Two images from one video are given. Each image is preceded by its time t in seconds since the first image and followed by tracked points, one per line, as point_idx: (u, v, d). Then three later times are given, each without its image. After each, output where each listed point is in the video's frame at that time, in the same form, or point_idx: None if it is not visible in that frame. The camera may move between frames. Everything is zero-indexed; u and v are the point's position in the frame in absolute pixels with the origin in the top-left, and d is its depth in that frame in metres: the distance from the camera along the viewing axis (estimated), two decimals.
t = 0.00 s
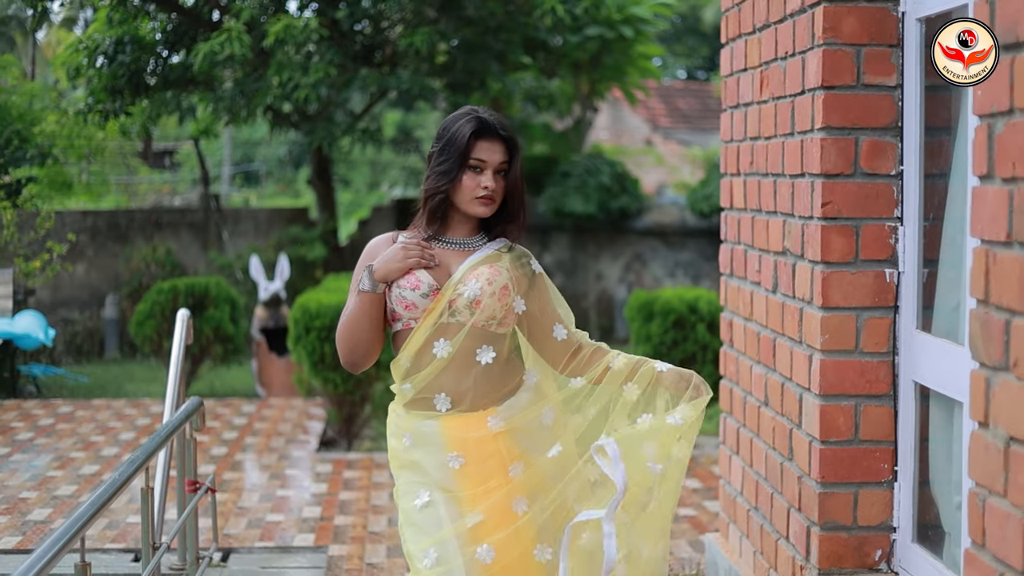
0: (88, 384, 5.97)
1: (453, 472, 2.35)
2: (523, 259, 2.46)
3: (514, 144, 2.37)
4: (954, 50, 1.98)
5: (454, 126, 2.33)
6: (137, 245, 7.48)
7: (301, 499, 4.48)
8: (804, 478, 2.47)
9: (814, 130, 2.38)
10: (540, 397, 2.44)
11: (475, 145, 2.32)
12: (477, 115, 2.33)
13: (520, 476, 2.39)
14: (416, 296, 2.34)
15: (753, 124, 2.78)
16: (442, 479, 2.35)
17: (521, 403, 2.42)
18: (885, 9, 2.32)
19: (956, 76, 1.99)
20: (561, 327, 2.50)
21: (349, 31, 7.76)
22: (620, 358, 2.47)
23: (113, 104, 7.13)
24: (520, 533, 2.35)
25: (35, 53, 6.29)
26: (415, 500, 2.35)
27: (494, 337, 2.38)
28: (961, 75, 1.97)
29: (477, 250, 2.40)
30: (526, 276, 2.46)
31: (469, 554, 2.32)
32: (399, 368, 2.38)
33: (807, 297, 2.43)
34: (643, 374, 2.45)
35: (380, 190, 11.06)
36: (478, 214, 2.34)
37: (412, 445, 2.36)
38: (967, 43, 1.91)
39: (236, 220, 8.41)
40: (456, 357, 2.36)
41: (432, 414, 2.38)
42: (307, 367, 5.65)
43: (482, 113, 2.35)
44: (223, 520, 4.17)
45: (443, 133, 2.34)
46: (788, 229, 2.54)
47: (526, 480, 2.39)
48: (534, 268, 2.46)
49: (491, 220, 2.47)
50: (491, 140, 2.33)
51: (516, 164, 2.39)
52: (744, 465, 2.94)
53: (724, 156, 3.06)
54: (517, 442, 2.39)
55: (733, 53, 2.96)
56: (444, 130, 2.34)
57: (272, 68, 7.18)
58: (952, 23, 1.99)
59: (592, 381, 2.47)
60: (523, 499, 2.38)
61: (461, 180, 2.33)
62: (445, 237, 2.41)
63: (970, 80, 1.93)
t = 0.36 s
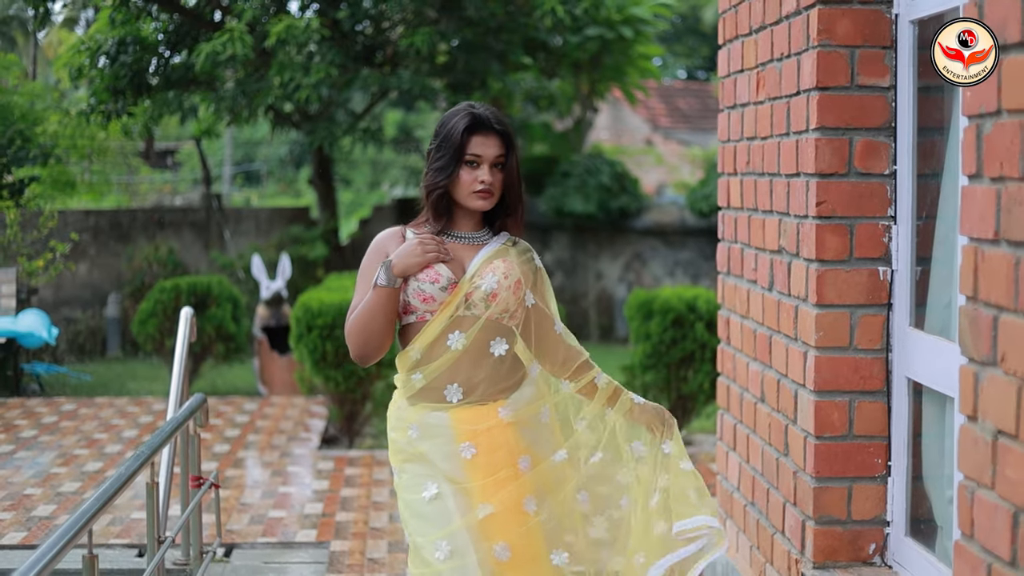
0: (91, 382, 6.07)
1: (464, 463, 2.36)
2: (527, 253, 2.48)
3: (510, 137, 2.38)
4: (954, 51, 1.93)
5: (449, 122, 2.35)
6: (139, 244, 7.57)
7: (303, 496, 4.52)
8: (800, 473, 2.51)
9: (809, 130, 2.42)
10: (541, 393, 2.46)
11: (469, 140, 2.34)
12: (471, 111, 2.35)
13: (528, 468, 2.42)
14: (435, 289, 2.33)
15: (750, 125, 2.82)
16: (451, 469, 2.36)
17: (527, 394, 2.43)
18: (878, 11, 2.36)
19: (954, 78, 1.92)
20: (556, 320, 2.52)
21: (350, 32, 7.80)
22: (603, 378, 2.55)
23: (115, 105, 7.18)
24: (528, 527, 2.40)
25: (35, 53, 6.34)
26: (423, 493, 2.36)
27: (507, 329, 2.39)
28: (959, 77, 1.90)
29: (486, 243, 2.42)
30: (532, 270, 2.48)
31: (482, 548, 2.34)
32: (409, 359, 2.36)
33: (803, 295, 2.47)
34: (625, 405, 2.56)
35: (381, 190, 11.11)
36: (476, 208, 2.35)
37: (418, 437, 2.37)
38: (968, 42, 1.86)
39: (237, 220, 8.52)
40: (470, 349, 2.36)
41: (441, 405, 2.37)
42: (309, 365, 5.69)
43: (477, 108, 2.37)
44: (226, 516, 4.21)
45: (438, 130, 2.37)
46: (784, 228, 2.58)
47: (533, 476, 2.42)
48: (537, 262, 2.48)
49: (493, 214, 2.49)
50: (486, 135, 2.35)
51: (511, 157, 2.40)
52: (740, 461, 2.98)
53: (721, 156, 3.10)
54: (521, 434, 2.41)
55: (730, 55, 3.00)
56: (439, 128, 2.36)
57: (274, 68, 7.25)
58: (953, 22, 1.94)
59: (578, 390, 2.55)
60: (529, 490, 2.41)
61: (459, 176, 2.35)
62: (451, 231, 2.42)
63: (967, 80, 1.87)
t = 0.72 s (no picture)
0: (95, 378, 6.13)
1: (474, 461, 2.39)
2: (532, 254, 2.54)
3: (510, 137, 2.42)
4: (953, 52, 1.85)
5: (449, 125, 2.38)
6: (141, 241, 7.84)
7: (305, 491, 4.57)
8: (795, 467, 2.56)
9: (805, 131, 2.46)
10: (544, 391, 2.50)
11: (470, 142, 2.38)
12: (471, 113, 2.39)
13: (534, 468, 2.45)
14: (452, 285, 2.37)
15: (748, 125, 2.86)
16: (460, 468, 2.39)
17: (533, 393, 2.47)
18: (873, 14, 2.40)
19: (953, 79, 1.83)
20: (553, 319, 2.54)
21: (352, 30, 7.84)
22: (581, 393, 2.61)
23: (117, 102, 7.20)
24: (533, 529, 2.43)
25: (37, 50, 6.36)
26: (433, 493, 2.39)
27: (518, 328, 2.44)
28: (959, 76, 1.81)
29: (496, 243, 2.46)
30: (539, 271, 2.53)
31: (490, 549, 2.39)
32: (421, 354, 2.39)
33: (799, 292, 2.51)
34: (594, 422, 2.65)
35: (382, 187, 11.17)
36: (480, 207, 2.40)
37: (428, 434, 2.39)
38: (968, 42, 1.79)
39: (239, 218, 8.62)
40: (483, 346, 2.40)
41: (451, 402, 2.41)
42: (312, 361, 5.75)
43: (476, 110, 2.41)
44: (230, 510, 4.26)
45: (439, 133, 2.41)
46: (781, 226, 2.63)
47: (539, 476, 2.46)
48: (542, 263, 2.53)
49: (498, 213, 2.53)
50: (487, 135, 2.38)
51: (512, 156, 2.44)
52: (737, 456, 3.03)
53: (720, 155, 3.14)
54: (529, 433, 2.45)
55: (728, 56, 3.05)
56: (440, 131, 2.40)
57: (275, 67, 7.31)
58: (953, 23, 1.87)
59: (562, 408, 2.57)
60: (534, 489, 2.45)
61: (462, 177, 2.39)
62: (461, 231, 2.45)
63: (968, 80, 1.78)
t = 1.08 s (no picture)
0: (107, 376, 6.19)
1: (489, 456, 2.44)
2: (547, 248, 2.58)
3: (519, 135, 2.47)
4: (954, 52, 1.88)
5: (458, 125, 2.44)
6: (152, 240, 7.78)
7: (316, 487, 4.63)
8: (799, 461, 2.60)
9: (809, 131, 2.50)
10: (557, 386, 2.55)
11: (479, 141, 2.43)
12: (480, 112, 2.44)
13: (547, 466, 2.50)
14: (471, 278, 2.42)
15: (753, 125, 2.90)
16: (474, 462, 2.43)
17: (547, 389, 2.51)
18: (875, 16, 2.44)
19: (954, 79, 1.86)
20: (566, 314, 2.60)
21: (361, 30, 7.89)
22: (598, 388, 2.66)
23: (128, 102, 7.29)
24: (543, 526, 2.48)
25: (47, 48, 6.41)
26: (446, 488, 2.44)
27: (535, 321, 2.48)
28: (960, 77, 1.83)
29: (512, 238, 2.51)
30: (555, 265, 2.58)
31: (501, 546, 2.44)
32: (440, 346, 2.43)
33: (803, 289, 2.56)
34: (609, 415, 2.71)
35: (391, 187, 11.23)
36: (493, 205, 2.45)
37: (444, 427, 2.43)
38: (969, 42, 1.83)
39: (250, 217, 8.68)
40: (501, 339, 2.45)
41: (468, 395, 2.45)
42: (322, 359, 5.81)
43: (485, 110, 2.46)
44: (242, 505, 4.32)
45: (449, 134, 2.46)
46: (785, 224, 2.67)
47: (552, 473, 2.51)
48: (557, 256, 2.58)
49: (512, 209, 2.57)
50: (496, 134, 2.43)
51: (523, 153, 2.49)
52: (743, 450, 3.08)
53: (726, 155, 3.18)
54: (543, 429, 2.49)
55: (734, 56, 3.09)
56: (450, 132, 2.46)
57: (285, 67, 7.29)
58: (953, 23, 1.90)
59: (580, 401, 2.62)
60: (547, 488, 2.50)
61: (473, 176, 2.44)
62: (477, 227, 2.50)
63: (968, 80, 1.80)
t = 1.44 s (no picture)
0: (119, 374, 6.24)
1: (497, 451, 2.47)
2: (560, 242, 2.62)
3: (529, 136, 2.50)
4: (953, 51, 1.93)
5: (470, 128, 2.47)
6: (163, 240, 7.85)
7: (327, 483, 4.68)
8: (805, 456, 2.63)
9: (815, 130, 2.53)
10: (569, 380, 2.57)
11: (490, 144, 2.46)
12: (491, 115, 2.46)
13: (556, 463, 2.52)
14: (481, 274, 2.47)
15: (761, 124, 2.94)
16: (484, 457, 2.47)
17: (559, 383, 2.54)
18: (881, 17, 2.48)
19: (954, 79, 1.90)
20: (581, 307, 2.62)
21: (371, 30, 7.94)
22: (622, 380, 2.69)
23: (138, 102, 7.39)
24: (551, 522, 2.51)
25: (59, 46, 6.45)
26: (455, 482, 2.48)
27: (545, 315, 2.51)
28: (960, 77, 1.88)
29: (523, 234, 2.54)
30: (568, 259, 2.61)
31: (509, 539, 2.47)
32: (452, 343, 2.49)
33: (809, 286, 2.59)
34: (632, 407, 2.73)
35: (400, 187, 11.28)
36: (503, 205, 2.49)
37: (455, 422, 2.47)
38: (968, 42, 1.88)
39: (259, 217, 8.76)
40: (511, 332, 2.48)
41: (480, 390, 2.49)
42: (333, 357, 5.85)
43: (497, 111, 2.48)
44: (254, 501, 4.37)
45: (462, 136, 2.50)
46: (792, 223, 2.70)
47: (560, 469, 2.53)
48: (571, 251, 2.61)
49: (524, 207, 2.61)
50: (507, 136, 2.46)
51: (533, 153, 2.52)
52: (750, 446, 3.11)
53: (734, 154, 3.21)
54: (553, 425, 2.52)
55: (741, 57, 3.12)
56: (462, 134, 2.49)
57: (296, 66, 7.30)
58: (952, 23, 1.95)
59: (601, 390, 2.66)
60: (556, 484, 2.52)
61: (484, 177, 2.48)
62: (488, 226, 2.54)
63: (968, 80, 1.85)
